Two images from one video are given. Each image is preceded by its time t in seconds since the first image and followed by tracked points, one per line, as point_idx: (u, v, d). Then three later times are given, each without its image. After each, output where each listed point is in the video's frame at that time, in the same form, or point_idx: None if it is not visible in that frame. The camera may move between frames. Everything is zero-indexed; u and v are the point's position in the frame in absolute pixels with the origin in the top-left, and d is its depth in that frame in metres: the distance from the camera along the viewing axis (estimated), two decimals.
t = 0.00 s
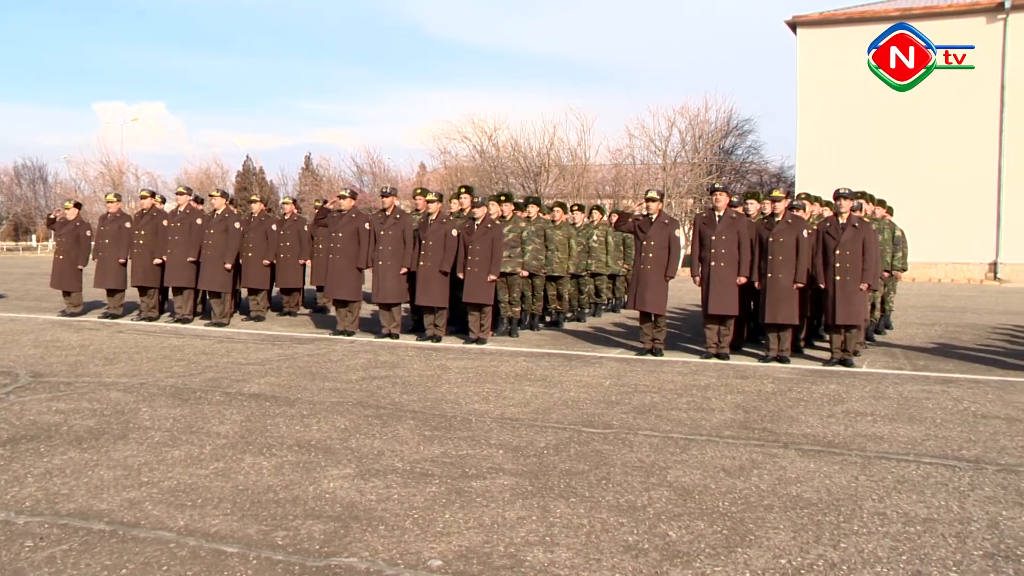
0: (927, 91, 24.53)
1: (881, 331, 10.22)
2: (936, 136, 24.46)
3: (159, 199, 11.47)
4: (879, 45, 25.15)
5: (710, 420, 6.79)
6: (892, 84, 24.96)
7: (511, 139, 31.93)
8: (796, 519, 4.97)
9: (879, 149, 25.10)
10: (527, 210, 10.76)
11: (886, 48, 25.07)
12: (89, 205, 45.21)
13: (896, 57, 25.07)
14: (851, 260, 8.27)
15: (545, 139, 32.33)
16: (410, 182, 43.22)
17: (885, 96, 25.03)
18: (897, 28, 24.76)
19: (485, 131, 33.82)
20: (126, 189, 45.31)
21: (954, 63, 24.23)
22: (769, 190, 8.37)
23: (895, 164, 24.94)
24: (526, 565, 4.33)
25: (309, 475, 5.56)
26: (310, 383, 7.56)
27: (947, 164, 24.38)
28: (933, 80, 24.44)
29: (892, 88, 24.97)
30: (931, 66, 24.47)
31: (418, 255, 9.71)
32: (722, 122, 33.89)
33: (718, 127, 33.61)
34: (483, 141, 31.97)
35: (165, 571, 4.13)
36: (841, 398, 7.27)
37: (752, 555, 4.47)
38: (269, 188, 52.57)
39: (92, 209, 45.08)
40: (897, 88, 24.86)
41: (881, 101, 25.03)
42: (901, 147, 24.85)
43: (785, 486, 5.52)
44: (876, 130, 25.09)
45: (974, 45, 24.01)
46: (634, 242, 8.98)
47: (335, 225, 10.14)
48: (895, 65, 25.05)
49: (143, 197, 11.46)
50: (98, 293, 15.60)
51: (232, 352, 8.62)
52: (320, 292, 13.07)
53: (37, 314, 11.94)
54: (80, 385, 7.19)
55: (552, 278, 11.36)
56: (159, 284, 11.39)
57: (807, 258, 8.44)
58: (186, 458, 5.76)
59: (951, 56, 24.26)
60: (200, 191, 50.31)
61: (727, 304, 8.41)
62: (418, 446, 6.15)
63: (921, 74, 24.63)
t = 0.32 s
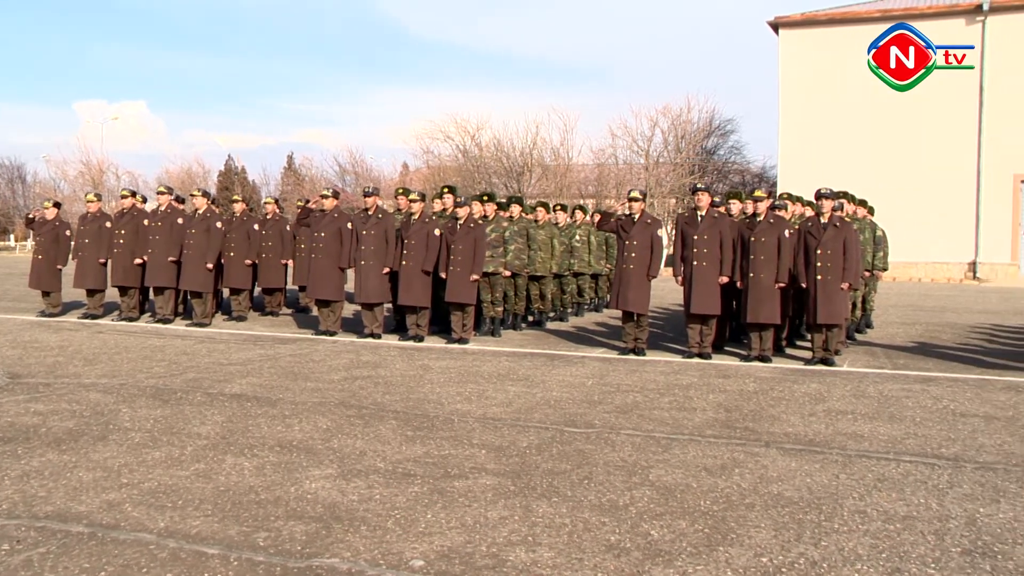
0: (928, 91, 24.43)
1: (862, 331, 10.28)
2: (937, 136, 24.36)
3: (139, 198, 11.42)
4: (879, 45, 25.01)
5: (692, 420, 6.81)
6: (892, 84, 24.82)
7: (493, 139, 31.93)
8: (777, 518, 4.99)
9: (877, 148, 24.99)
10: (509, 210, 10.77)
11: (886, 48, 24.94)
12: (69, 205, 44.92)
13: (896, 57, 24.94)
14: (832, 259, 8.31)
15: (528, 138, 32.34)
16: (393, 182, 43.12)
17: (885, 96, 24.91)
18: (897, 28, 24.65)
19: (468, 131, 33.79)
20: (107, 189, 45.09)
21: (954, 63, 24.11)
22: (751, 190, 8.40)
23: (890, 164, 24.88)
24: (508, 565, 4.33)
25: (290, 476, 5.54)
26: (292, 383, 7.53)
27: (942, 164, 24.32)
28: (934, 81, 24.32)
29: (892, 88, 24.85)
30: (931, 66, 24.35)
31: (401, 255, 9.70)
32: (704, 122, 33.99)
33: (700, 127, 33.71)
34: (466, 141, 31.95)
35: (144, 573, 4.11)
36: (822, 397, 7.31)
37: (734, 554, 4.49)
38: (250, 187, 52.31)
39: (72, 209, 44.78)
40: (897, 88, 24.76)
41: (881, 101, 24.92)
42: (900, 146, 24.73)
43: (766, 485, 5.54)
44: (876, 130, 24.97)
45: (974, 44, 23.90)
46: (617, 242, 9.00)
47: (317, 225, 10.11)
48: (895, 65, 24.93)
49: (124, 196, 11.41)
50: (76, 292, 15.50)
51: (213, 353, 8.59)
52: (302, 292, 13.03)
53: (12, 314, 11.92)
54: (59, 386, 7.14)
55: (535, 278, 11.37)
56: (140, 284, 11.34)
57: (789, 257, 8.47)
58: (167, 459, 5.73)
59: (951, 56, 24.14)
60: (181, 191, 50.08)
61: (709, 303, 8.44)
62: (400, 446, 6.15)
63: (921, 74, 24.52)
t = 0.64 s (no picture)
0: (929, 91, 24.32)
1: (841, 330, 10.34)
2: (933, 136, 24.29)
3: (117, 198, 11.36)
4: (879, 45, 24.83)
5: (673, 419, 6.83)
6: (892, 84, 24.68)
7: (474, 139, 31.94)
8: (757, 516, 5.01)
9: (871, 148, 24.97)
10: (490, 210, 10.77)
11: (886, 48, 24.78)
12: (47, 204, 44.61)
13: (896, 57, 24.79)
14: (812, 259, 8.34)
15: (508, 138, 32.35)
16: (372, 182, 42.99)
17: (885, 96, 24.82)
18: (897, 28, 24.49)
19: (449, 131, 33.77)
20: (85, 189, 44.84)
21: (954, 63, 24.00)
22: (731, 190, 8.42)
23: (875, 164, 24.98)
24: (489, 565, 4.33)
25: (270, 477, 5.52)
26: (272, 384, 7.50)
27: (928, 164, 24.40)
28: (934, 81, 24.22)
29: (892, 88, 24.74)
30: (932, 66, 24.23)
31: (382, 255, 9.69)
32: (685, 122, 34.09)
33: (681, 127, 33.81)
34: (447, 140, 31.95)
35: None
36: (802, 396, 7.36)
37: (713, 552, 4.50)
38: (230, 187, 52.06)
39: (50, 208, 44.46)
40: (897, 88, 24.63)
41: (881, 101, 24.83)
42: (893, 146, 24.73)
43: (746, 484, 5.57)
44: (876, 130, 24.88)
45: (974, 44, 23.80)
46: (597, 242, 9.01)
47: (298, 224, 10.07)
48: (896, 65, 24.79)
49: (102, 195, 11.34)
50: (53, 292, 15.41)
51: (192, 353, 8.56)
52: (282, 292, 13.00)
53: None
54: (36, 387, 7.08)
55: (516, 278, 11.38)
56: (118, 285, 11.27)
57: (769, 257, 8.51)
58: (145, 461, 5.69)
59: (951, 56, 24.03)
60: (161, 191, 49.83)
61: (689, 303, 8.48)
62: (381, 446, 6.14)
63: (921, 74, 24.41)
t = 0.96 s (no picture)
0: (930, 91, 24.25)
1: (819, 329, 10.40)
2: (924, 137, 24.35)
3: (93, 197, 11.28)
4: (879, 46, 24.77)
5: (652, 418, 6.85)
6: (892, 84, 24.59)
7: (453, 139, 31.93)
8: (735, 515, 5.04)
9: (854, 149, 25.08)
10: (470, 210, 10.77)
11: (886, 48, 24.72)
12: (22, 203, 44.20)
13: (896, 57, 24.73)
14: (791, 259, 8.39)
15: (486, 138, 32.35)
16: (352, 182, 42.90)
17: (885, 96, 24.74)
18: (897, 28, 24.46)
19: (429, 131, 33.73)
20: (60, 189, 44.48)
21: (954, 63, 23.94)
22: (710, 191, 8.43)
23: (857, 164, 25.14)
24: (467, 565, 4.33)
25: (248, 478, 5.49)
26: (250, 384, 7.46)
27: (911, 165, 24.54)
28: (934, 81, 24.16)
29: (891, 88, 24.65)
30: (932, 66, 24.15)
31: (360, 255, 9.67)
32: (664, 123, 34.21)
33: (660, 128, 33.90)
34: (426, 140, 31.92)
35: None
36: (780, 395, 7.40)
37: (692, 551, 4.52)
38: (208, 186, 51.71)
39: (25, 207, 44.07)
40: (897, 88, 24.55)
41: (881, 101, 24.73)
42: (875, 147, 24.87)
43: (724, 483, 5.60)
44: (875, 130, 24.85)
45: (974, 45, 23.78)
46: (577, 242, 9.02)
47: (276, 225, 10.04)
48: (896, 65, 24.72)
49: (77, 195, 11.25)
50: (29, 292, 15.29)
51: (170, 354, 8.51)
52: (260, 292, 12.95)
53: None
54: (10, 389, 7.01)
55: (495, 278, 11.38)
56: (94, 285, 11.19)
57: (747, 257, 8.55)
58: (121, 462, 5.66)
59: (951, 56, 23.96)
60: (137, 190, 49.51)
61: (668, 302, 8.51)
62: (360, 446, 6.12)
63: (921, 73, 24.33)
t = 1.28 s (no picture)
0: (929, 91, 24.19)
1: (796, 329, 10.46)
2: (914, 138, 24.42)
3: (68, 197, 11.19)
4: (879, 46, 24.67)
5: (630, 418, 6.87)
6: (892, 84, 24.44)
7: (432, 138, 31.89)
8: (713, 513, 5.06)
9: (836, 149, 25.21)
10: (449, 210, 10.77)
11: (886, 48, 24.63)
12: None
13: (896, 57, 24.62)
14: (768, 259, 8.43)
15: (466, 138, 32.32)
16: (331, 181, 42.76)
17: (885, 96, 24.63)
18: (897, 28, 24.41)
19: (408, 130, 33.67)
20: (35, 188, 44.06)
21: (954, 63, 23.91)
22: (689, 191, 8.47)
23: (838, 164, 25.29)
24: (446, 565, 4.33)
25: (225, 479, 5.46)
26: (227, 385, 7.41)
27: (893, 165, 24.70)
28: (934, 82, 24.11)
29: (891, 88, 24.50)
30: (932, 66, 24.09)
31: (339, 255, 9.65)
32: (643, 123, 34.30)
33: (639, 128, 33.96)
34: (406, 140, 31.86)
35: None
36: (758, 394, 7.44)
37: (671, 550, 4.54)
38: (185, 186, 51.37)
39: None
40: (897, 88, 24.43)
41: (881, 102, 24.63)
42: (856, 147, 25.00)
43: (702, 482, 5.62)
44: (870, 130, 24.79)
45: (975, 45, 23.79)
46: (556, 242, 9.04)
47: (254, 224, 10.00)
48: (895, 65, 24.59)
49: (52, 194, 11.15)
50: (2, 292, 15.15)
51: (147, 354, 8.46)
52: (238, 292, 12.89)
53: None
54: None
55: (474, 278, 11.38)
56: (69, 285, 11.09)
57: (726, 256, 8.59)
58: (96, 464, 5.61)
59: (951, 56, 23.93)
60: (113, 189, 49.14)
61: (646, 302, 8.54)
62: (338, 447, 6.09)
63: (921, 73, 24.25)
